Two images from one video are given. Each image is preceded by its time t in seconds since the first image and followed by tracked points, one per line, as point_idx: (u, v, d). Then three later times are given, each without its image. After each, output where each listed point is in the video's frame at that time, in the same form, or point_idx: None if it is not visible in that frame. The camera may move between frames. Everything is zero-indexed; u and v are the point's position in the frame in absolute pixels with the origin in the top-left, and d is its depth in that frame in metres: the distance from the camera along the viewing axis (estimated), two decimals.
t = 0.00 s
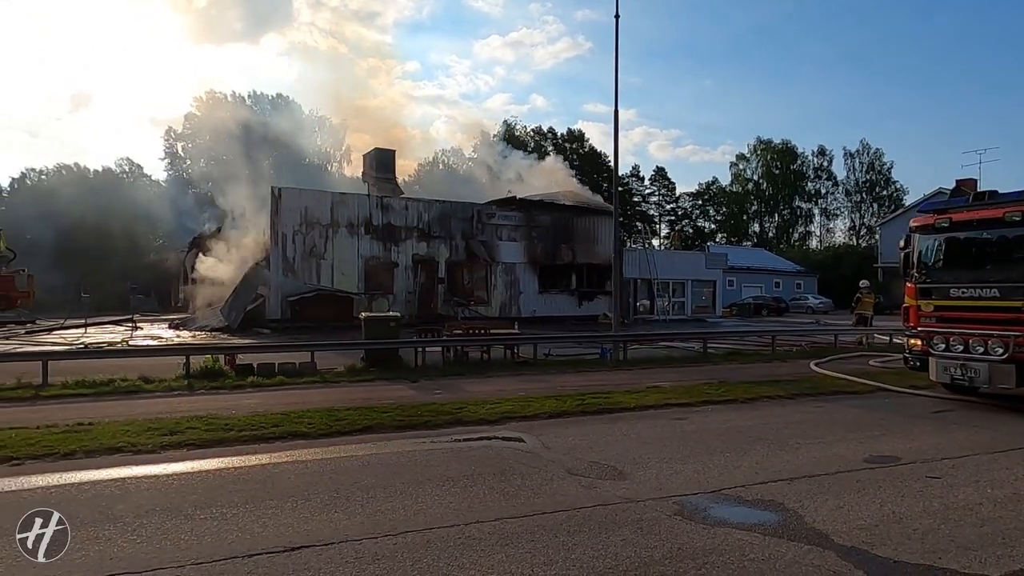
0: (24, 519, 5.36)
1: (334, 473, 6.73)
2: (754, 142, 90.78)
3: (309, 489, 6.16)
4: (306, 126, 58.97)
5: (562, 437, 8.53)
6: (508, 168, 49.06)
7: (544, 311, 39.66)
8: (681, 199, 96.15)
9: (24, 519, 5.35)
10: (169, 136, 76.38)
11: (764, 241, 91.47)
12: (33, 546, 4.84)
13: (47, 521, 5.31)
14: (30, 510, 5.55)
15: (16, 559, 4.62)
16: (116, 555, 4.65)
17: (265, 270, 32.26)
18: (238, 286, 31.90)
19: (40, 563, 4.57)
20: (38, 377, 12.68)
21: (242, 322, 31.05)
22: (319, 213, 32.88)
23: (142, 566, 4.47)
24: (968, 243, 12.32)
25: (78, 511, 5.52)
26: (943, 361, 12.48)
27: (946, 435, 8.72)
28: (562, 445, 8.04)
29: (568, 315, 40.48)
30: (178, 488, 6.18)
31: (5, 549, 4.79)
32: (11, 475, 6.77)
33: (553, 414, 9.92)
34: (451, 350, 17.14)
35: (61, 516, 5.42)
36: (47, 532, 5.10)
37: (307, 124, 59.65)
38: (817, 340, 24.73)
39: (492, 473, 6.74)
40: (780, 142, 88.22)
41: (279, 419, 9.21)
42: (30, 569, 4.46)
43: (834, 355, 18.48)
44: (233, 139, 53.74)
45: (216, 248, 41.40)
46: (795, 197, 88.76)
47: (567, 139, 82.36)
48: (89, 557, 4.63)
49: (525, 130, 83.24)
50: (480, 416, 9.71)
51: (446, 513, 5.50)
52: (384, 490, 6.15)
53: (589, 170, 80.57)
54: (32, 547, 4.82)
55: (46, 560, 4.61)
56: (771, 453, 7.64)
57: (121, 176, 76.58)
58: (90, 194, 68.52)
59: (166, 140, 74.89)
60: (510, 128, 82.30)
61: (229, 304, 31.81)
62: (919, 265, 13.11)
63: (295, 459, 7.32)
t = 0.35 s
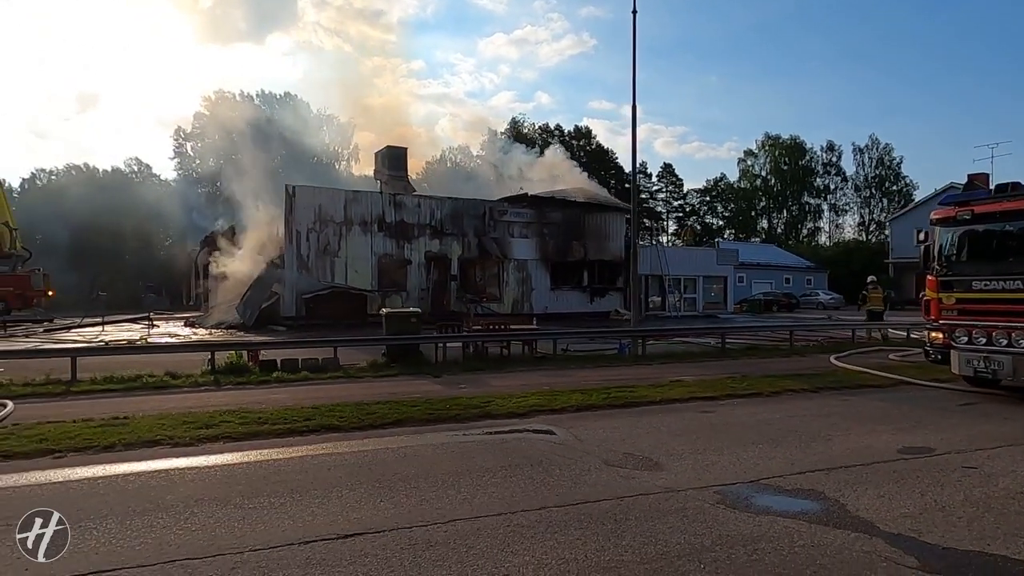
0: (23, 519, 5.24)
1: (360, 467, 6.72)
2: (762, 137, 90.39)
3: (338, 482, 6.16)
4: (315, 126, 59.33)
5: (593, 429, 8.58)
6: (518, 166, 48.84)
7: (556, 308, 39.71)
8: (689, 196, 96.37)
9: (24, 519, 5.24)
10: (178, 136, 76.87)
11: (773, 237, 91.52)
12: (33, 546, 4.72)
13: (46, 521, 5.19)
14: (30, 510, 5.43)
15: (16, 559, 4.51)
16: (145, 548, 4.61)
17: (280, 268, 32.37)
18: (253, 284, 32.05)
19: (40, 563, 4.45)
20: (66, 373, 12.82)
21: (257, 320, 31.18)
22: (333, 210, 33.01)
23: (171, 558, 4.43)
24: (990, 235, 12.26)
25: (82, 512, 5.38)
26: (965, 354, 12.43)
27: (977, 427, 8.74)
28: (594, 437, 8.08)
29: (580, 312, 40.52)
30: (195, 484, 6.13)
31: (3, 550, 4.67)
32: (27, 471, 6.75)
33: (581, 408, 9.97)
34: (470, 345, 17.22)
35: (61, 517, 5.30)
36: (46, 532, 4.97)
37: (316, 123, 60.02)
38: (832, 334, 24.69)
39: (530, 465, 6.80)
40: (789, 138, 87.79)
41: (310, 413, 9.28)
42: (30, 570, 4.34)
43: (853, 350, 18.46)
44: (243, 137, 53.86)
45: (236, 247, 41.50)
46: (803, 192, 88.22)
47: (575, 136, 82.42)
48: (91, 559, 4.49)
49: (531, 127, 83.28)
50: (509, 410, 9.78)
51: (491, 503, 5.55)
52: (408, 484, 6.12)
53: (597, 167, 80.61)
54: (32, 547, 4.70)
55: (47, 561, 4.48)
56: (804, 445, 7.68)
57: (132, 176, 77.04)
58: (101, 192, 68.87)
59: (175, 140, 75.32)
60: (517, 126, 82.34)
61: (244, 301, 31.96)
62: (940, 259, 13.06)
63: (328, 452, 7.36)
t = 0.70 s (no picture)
0: (24, 519, 5.30)
1: (383, 465, 6.78)
2: (766, 134, 90.24)
3: (364, 481, 6.21)
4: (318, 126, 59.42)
5: (621, 427, 8.65)
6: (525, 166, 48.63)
7: (564, 306, 39.78)
8: (692, 194, 95.73)
9: (24, 519, 5.28)
10: (183, 136, 77.11)
11: (777, 234, 90.30)
12: (33, 546, 4.74)
13: (46, 521, 5.24)
14: (30, 511, 5.49)
15: (16, 559, 4.52)
16: (182, 547, 4.62)
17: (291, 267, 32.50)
18: (264, 283, 32.17)
19: (40, 563, 4.46)
20: (89, 373, 12.96)
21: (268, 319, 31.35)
22: (343, 210, 33.11)
23: (211, 555, 4.45)
24: (1009, 232, 12.24)
25: (76, 513, 5.40)
26: (985, 351, 12.35)
27: (1003, 423, 8.80)
28: (624, 434, 8.14)
29: (588, 310, 40.60)
30: (211, 483, 6.19)
31: (5, 549, 4.69)
32: (54, 470, 6.81)
33: (605, 405, 10.05)
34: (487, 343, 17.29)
35: (61, 517, 5.35)
36: (46, 532, 5.01)
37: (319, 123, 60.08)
38: (842, 332, 24.74)
39: (566, 462, 6.85)
40: (793, 135, 87.75)
41: (338, 411, 9.35)
42: (28, 569, 4.36)
43: (867, 347, 18.50)
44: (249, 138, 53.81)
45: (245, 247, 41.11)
46: (808, 189, 88.06)
47: (578, 135, 82.47)
48: (107, 559, 4.47)
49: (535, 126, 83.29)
50: (535, 407, 9.86)
51: (532, 498, 5.63)
52: (428, 481, 6.17)
53: (601, 165, 80.63)
54: (32, 547, 4.73)
55: (47, 560, 4.50)
56: (833, 442, 7.74)
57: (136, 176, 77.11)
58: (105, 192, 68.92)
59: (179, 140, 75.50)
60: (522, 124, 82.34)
61: (255, 300, 32.08)
62: (958, 256, 13.02)
63: (360, 450, 7.43)
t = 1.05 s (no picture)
0: (24, 519, 5.35)
1: (401, 464, 6.85)
2: (766, 134, 90.34)
3: (386, 479, 6.29)
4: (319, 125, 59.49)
5: (640, 426, 8.72)
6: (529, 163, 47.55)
7: (568, 305, 39.87)
8: (692, 194, 95.20)
9: (25, 518, 5.34)
10: (183, 135, 77.17)
11: (776, 234, 90.35)
12: (33, 546, 4.80)
13: (47, 521, 5.29)
14: (30, 510, 5.54)
15: (18, 559, 4.57)
16: (216, 545, 4.68)
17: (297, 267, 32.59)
18: (270, 283, 32.28)
19: (40, 563, 4.51)
20: (105, 373, 13.00)
21: (274, 318, 31.45)
22: (348, 210, 33.19)
23: (245, 554, 4.51)
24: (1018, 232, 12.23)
25: (80, 512, 5.47)
26: (992, 350, 12.32)
27: (1018, 422, 8.87)
28: (645, 434, 8.22)
29: (592, 309, 40.69)
30: (227, 482, 6.27)
31: (6, 549, 4.74)
32: (80, 468, 6.90)
33: (622, 404, 10.12)
34: (497, 343, 17.35)
35: (61, 517, 5.40)
36: (47, 532, 5.06)
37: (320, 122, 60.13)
38: (846, 332, 24.81)
39: (590, 460, 6.92)
40: (794, 134, 87.84)
41: (357, 410, 9.43)
42: (23, 569, 4.40)
43: (875, 347, 18.53)
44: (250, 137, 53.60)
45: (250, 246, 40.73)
46: (808, 189, 88.22)
47: (579, 134, 82.51)
48: (129, 558, 4.52)
49: (535, 125, 83.30)
50: (551, 406, 9.94)
51: (561, 496, 5.72)
52: (443, 479, 6.26)
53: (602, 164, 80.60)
54: (32, 548, 4.78)
55: (47, 560, 4.55)
56: (852, 441, 7.82)
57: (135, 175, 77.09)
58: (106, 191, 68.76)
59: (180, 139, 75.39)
60: (522, 123, 82.28)
61: (261, 300, 32.18)
62: (966, 255, 12.99)
63: (384, 449, 7.51)
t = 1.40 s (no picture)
0: (24, 519, 5.26)
1: (424, 458, 6.95)
2: (767, 133, 90.60)
3: (412, 473, 6.40)
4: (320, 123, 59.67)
5: (659, 421, 8.88)
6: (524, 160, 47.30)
7: (573, 304, 40.01)
8: (692, 192, 94.33)
9: (25, 518, 5.26)
10: (184, 133, 77.42)
11: (776, 233, 90.74)
12: (34, 546, 4.72)
13: (47, 521, 5.20)
14: (30, 510, 5.46)
15: (17, 560, 4.48)
16: (260, 534, 4.81)
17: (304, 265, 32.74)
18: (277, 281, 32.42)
19: (41, 563, 4.42)
20: (122, 369, 13.12)
21: (281, 316, 31.58)
22: (355, 208, 33.34)
23: (292, 541, 4.65)
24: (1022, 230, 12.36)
25: (87, 511, 5.42)
26: (996, 348, 12.40)
27: None
28: (665, 428, 8.37)
29: (596, 308, 40.83)
30: (246, 477, 6.32)
31: (5, 550, 4.66)
32: (112, 462, 7.02)
33: (639, 400, 10.27)
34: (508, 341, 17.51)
35: (61, 517, 5.31)
36: (47, 532, 4.98)
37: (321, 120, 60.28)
38: (850, 330, 24.99)
39: (614, 453, 7.07)
40: (794, 134, 88.05)
41: (379, 406, 9.57)
42: (27, 569, 4.33)
43: (881, 345, 18.69)
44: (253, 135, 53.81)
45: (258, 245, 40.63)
46: (808, 187, 88.42)
47: (579, 133, 82.67)
48: (172, 548, 4.57)
49: (536, 124, 83.45)
50: (570, 402, 10.09)
51: (592, 487, 5.88)
52: (464, 474, 6.33)
53: (602, 162, 80.88)
54: (32, 548, 4.69)
55: (46, 560, 4.46)
56: (868, 435, 7.99)
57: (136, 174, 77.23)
58: (106, 190, 69.09)
59: (181, 138, 75.70)
60: (523, 122, 82.54)
61: (269, 298, 32.34)
62: (970, 254, 13.12)
63: (410, 443, 7.66)
